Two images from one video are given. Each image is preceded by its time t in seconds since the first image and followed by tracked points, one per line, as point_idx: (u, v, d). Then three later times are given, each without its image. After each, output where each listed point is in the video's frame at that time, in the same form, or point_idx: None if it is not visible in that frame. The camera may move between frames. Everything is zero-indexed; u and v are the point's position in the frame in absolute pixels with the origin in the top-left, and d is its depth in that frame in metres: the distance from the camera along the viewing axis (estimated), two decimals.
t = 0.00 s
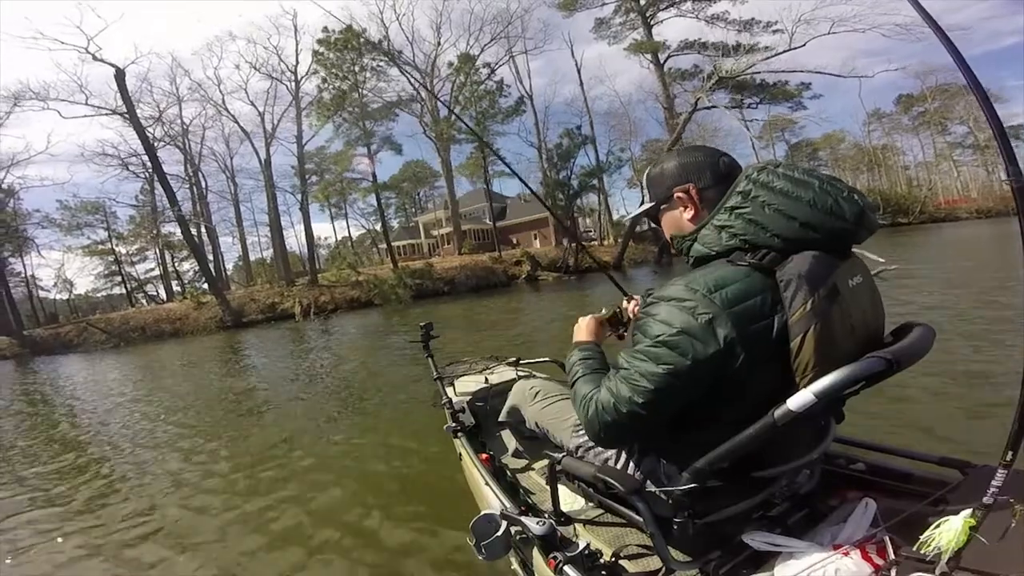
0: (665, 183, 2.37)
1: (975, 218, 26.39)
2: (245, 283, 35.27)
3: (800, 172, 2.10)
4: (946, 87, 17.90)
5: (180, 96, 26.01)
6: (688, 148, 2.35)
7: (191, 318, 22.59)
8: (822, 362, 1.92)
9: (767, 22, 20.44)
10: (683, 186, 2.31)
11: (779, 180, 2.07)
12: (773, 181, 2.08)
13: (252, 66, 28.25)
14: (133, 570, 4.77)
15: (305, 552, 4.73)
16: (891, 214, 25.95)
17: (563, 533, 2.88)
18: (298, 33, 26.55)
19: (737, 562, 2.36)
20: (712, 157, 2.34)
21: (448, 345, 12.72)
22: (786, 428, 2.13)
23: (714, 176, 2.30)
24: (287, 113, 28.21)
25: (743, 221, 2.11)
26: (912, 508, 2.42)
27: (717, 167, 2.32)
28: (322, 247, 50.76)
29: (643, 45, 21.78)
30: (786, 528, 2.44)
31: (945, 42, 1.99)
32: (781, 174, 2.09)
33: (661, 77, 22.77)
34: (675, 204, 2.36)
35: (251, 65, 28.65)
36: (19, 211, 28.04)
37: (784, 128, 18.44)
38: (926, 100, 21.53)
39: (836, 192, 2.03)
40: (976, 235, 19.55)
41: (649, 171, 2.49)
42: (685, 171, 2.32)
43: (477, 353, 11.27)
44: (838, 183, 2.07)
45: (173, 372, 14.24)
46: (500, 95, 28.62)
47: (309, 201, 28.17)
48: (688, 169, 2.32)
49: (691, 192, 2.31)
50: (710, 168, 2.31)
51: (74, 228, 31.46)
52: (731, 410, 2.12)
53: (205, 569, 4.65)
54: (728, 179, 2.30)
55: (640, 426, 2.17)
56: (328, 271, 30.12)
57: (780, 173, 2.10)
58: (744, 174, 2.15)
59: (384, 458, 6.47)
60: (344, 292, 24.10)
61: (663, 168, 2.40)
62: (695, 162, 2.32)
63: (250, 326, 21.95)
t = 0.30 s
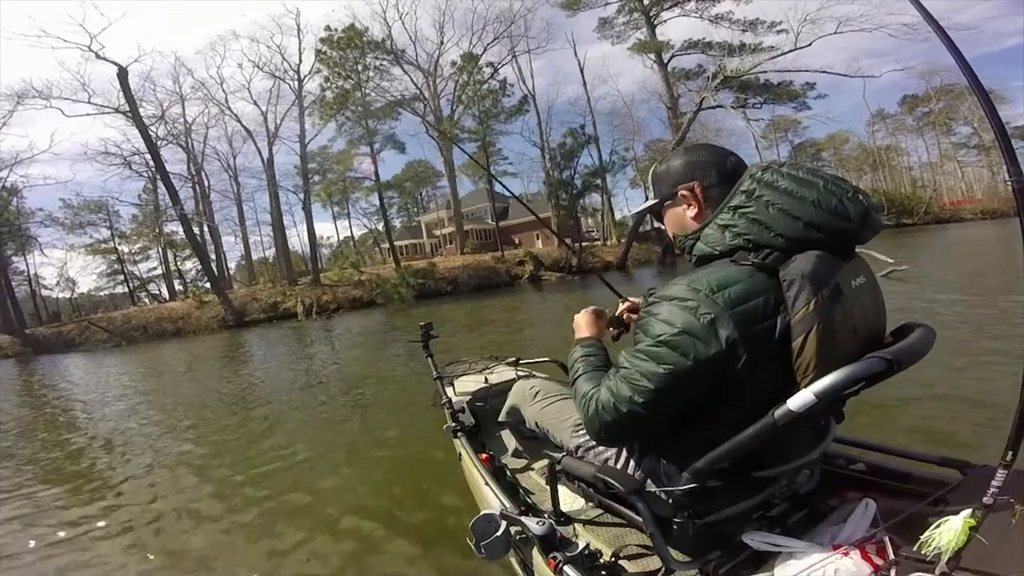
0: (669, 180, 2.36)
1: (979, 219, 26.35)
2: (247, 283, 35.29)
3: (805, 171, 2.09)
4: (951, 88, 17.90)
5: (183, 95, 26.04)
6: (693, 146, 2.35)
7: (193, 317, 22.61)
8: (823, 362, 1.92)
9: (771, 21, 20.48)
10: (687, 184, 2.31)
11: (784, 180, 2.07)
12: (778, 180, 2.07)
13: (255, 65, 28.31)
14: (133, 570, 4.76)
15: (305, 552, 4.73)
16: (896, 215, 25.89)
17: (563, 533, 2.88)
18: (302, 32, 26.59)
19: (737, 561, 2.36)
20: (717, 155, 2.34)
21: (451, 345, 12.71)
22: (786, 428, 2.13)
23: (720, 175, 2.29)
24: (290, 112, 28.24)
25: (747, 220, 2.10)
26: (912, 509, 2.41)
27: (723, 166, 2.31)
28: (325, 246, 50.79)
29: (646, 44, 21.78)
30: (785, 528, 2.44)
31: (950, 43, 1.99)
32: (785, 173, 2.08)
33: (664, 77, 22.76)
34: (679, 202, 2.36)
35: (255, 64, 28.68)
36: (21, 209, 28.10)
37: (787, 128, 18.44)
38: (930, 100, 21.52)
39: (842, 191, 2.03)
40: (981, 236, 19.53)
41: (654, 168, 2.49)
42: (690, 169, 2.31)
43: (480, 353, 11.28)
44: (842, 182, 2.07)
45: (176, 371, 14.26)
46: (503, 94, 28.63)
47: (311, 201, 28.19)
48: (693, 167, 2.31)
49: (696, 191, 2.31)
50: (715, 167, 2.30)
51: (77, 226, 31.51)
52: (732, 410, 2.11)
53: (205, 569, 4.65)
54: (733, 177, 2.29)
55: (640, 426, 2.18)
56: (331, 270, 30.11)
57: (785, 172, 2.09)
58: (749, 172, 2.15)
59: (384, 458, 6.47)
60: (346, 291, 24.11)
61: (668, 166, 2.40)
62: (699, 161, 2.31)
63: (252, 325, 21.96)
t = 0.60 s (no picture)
0: (668, 181, 2.37)
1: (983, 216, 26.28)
2: (249, 283, 35.31)
3: (804, 171, 2.09)
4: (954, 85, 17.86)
5: (184, 95, 26.09)
6: (694, 147, 2.35)
7: (195, 317, 22.64)
8: (823, 362, 1.92)
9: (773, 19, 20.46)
10: (686, 185, 2.31)
11: (783, 180, 2.07)
12: (777, 180, 2.07)
13: (256, 64, 28.32)
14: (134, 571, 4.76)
15: (306, 552, 4.74)
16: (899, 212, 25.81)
17: (563, 533, 2.88)
18: (302, 30, 26.60)
19: (737, 561, 2.36)
20: (717, 156, 2.34)
21: (453, 344, 12.70)
22: (786, 428, 2.13)
23: (718, 175, 2.30)
24: (290, 111, 28.24)
25: (746, 220, 2.10)
26: (912, 509, 2.41)
27: (722, 166, 2.31)
28: (327, 246, 50.81)
29: (648, 42, 21.76)
30: (785, 528, 2.44)
31: (948, 42, 1.99)
32: (784, 173, 2.08)
33: (666, 75, 22.73)
34: (678, 202, 2.36)
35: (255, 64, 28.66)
36: (24, 211, 28.17)
37: (790, 125, 18.41)
38: (933, 98, 21.48)
39: (841, 191, 2.03)
40: (985, 233, 19.46)
41: (654, 168, 2.49)
42: (689, 169, 2.31)
43: (483, 352, 11.28)
44: (843, 182, 2.07)
45: (178, 371, 14.28)
46: (504, 93, 28.62)
47: (313, 200, 28.20)
48: (692, 167, 2.31)
49: (694, 191, 2.31)
50: (714, 168, 2.30)
51: (79, 227, 31.56)
52: (731, 411, 2.12)
53: (206, 569, 4.65)
54: (733, 177, 2.30)
55: (639, 426, 2.18)
56: (333, 270, 30.13)
57: (784, 172, 2.09)
58: (748, 172, 2.15)
59: (385, 457, 6.48)
60: (348, 291, 24.12)
61: (666, 167, 2.40)
62: (699, 162, 2.31)
63: (254, 325, 21.99)
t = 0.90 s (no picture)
0: (668, 181, 2.37)
1: (989, 214, 26.15)
2: (253, 283, 35.40)
3: (804, 171, 2.09)
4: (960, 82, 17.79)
5: (186, 95, 26.15)
6: (693, 146, 2.35)
7: (198, 317, 22.69)
8: (823, 362, 1.92)
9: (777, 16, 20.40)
10: (686, 185, 2.31)
11: (783, 180, 2.06)
12: (777, 180, 2.07)
13: (259, 64, 28.35)
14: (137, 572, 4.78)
15: (308, 552, 4.76)
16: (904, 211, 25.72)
17: (563, 533, 2.88)
18: (304, 30, 26.63)
19: (737, 562, 2.36)
20: (717, 156, 2.34)
21: (456, 344, 12.70)
22: (786, 428, 2.13)
23: (717, 175, 2.29)
24: (293, 110, 28.27)
25: (746, 220, 2.10)
26: (912, 508, 2.41)
27: (720, 167, 2.31)
28: (330, 246, 50.86)
29: (651, 40, 21.72)
30: (785, 528, 2.45)
31: (948, 41, 1.98)
32: (785, 172, 2.08)
33: (669, 73, 22.69)
34: (677, 203, 2.36)
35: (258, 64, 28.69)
36: (28, 211, 28.31)
37: (794, 123, 18.35)
38: (938, 95, 21.38)
39: (841, 191, 2.02)
40: (991, 232, 19.39)
41: (653, 168, 2.49)
42: (688, 170, 2.31)
43: (486, 351, 11.28)
44: (843, 182, 2.07)
45: (182, 371, 14.33)
46: (507, 91, 28.61)
47: (316, 200, 28.22)
48: (690, 168, 2.31)
49: (694, 192, 2.31)
50: (713, 168, 2.30)
51: (83, 228, 31.67)
52: (730, 410, 2.11)
53: (208, 569, 4.68)
54: (733, 177, 2.29)
55: (637, 425, 2.18)
56: (336, 269, 30.15)
57: (784, 172, 2.09)
58: (748, 172, 2.15)
59: (386, 457, 6.49)
60: (351, 291, 24.16)
61: (666, 167, 2.40)
62: (698, 162, 2.31)
63: (257, 325, 22.04)
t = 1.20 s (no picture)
0: (668, 181, 2.37)
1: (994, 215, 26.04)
2: (256, 282, 35.42)
3: (806, 171, 2.09)
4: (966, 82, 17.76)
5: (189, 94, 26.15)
6: (695, 146, 2.35)
7: (201, 317, 22.67)
8: (823, 362, 1.92)
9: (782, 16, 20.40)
10: (686, 186, 2.31)
11: (785, 179, 2.07)
12: (778, 180, 2.07)
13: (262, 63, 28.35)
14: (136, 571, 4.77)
15: (308, 552, 4.75)
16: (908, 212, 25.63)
17: (563, 534, 2.88)
18: (308, 28, 26.61)
19: (737, 561, 2.36)
20: (718, 157, 2.34)
21: (459, 344, 12.68)
22: (786, 427, 2.13)
23: (717, 176, 2.29)
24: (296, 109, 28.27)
25: (747, 220, 2.10)
26: (912, 509, 2.41)
27: (721, 167, 2.31)
28: (332, 246, 50.89)
29: (655, 40, 21.71)
30: (785, 528, 2.45)
31: (951, 42, 1.98)
32: (787, 173, 2.08)
33: (674, 73, 22.68)
34: (678, 203, 2.36)
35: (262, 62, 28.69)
36: (31, 209, 28.36)
37: (798, 123, 18.33)
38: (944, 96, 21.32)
39: (843, 191, 2.02)
40: (996, 233, 19.34)
41: (654, 167, 2.49)
42: (688, 170, 2.31)
43: (489, 351, 11.27)
44: (844, 182, 2.08)
45: (185, 370, 14.35)
46: (510, 91, 28.60)
47: (319, 199, 28.20)
48: (691, 168, 2.31)
49: (694, 192, 2.31)
50: (714, 168, 2.30)
51: (85, 227, 31.70)
52: (729, 409, 2.11)
53: (208, 569, 4.67)
54: (733, 177, 2.30)
55: (637, 423, 2.18)
56: (339, 269, 30.11)
57: (786, 171, 2.09)
58: (749, 172, 2.15)
59: (386, 458, 6.49)
60: (354, 290, 24.17)
61: (666, 167, 2.40)
62: (699, 161, 2.31)
63: (260, 325, 22.02)
